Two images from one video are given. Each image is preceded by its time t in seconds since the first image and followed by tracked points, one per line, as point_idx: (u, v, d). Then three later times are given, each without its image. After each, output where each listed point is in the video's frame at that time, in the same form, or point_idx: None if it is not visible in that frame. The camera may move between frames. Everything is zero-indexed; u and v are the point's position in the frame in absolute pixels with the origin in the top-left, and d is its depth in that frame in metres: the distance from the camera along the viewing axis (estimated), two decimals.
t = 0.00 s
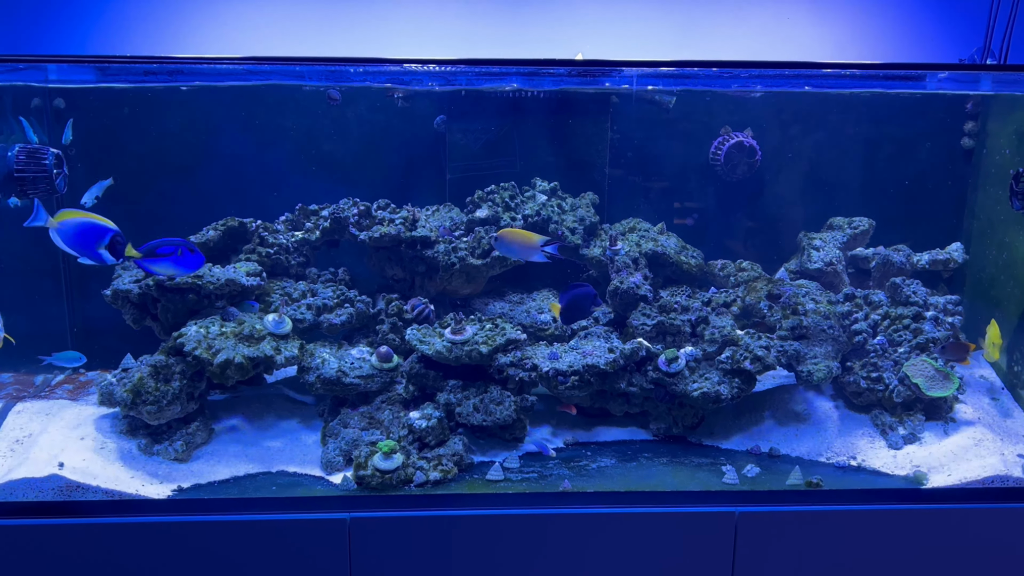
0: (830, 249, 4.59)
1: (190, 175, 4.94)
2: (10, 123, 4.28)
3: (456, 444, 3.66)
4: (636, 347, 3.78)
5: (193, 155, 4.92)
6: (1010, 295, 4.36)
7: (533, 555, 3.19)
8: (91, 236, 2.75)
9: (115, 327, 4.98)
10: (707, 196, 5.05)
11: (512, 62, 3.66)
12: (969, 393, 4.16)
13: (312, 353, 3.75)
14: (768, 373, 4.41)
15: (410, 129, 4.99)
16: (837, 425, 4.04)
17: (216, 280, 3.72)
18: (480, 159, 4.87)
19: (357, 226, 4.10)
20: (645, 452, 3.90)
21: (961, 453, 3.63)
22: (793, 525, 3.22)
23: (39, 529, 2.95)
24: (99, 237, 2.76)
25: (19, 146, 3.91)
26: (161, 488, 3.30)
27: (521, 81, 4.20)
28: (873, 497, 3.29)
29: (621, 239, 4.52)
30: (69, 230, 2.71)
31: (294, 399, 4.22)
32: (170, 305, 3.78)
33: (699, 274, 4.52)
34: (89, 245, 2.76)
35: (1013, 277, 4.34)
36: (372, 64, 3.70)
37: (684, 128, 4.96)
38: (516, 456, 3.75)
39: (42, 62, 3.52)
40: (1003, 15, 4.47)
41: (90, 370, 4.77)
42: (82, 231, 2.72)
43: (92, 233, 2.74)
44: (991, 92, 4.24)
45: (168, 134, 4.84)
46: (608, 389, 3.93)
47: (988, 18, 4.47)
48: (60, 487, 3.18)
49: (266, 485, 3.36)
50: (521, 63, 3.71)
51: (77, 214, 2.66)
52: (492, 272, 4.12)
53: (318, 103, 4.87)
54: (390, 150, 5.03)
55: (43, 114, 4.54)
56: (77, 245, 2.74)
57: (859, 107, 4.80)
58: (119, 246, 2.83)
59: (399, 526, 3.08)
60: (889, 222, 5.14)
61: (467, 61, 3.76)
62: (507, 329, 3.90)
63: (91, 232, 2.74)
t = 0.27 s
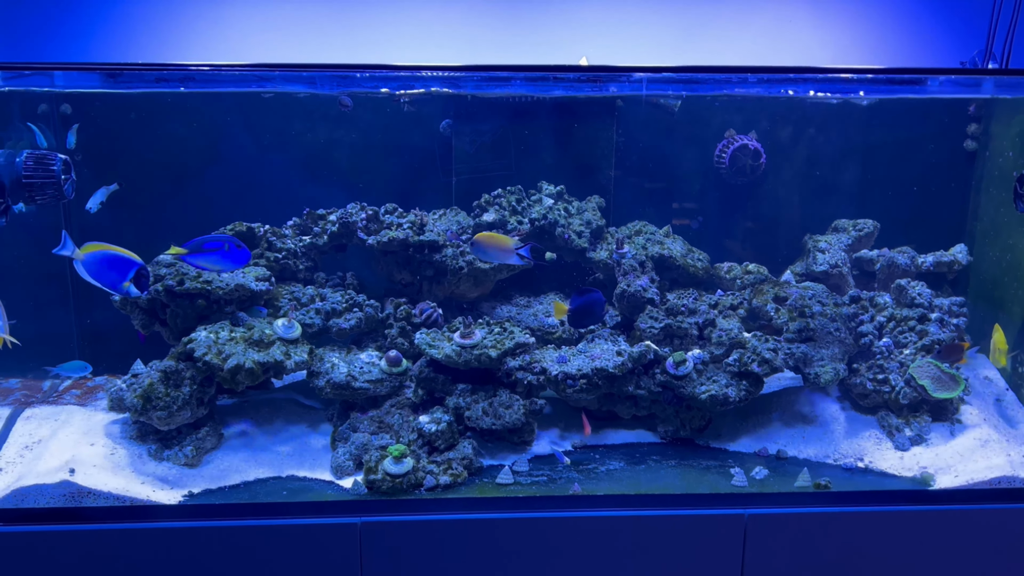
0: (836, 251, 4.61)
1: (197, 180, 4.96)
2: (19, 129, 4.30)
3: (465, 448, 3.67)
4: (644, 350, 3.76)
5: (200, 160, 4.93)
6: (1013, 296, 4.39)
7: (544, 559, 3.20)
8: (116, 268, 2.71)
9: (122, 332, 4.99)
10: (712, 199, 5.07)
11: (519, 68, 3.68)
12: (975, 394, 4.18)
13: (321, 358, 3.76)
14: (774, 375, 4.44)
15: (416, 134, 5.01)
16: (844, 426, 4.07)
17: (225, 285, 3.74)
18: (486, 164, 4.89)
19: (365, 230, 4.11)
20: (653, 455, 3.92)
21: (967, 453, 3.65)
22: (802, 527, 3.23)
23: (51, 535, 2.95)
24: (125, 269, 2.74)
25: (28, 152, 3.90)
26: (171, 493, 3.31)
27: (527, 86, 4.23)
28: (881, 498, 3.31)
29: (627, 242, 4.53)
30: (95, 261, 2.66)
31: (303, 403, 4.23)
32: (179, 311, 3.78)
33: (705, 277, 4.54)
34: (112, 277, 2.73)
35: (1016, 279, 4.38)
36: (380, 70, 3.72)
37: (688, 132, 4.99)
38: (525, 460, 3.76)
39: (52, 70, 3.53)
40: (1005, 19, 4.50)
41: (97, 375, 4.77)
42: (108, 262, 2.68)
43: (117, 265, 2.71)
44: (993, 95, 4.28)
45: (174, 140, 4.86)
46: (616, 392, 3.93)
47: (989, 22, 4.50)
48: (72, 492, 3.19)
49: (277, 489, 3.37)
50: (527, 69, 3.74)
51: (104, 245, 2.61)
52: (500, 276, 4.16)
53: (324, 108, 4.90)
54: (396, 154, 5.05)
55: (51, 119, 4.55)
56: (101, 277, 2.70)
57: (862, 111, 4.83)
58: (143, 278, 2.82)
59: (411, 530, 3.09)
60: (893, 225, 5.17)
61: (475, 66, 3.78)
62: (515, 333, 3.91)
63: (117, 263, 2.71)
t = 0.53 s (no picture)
0: (845, 247, 4.60)
1: (200, 180, 4.91)
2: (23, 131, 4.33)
3: (477, 448, 3.64)
4: (656, 348, 3.74)
5: (204, 159, 4.88)
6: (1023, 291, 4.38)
7: (559, 559, 3.16)
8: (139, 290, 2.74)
9: (126, 335, 4.94)
10: (720, 195, 5.05)
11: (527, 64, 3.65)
12: (985, 389, 4.20)
13: (330, 359, 3.74)
14: (784, 372, 4.43)
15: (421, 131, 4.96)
16: (856, 423, 4.06)
17: (233, 286, 3.71)
18: (492, 162, 4.87)
19: (373, 229, 4.07)
20: (665, 453, 3.90)
21: (981, 449, 3.64)
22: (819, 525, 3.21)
23: (60, 540, 2.91)
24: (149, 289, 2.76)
25: (30, 152, 3.85)
26: (181, 496, 3.27)
27: (535, 82, 4.21)
28: (896, 495, 3.29)
29: (636, 240, 4.49)
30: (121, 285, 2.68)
31: (312, 404, 4.20)
32: (186, 312, 3.72)
33: (715, 274, 4.51)
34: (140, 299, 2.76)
35: None
36: (387, 66, 3.68)
37: (695, 128, 4.97)
38: (537, 459, 3.74)
39: (55, 68, 3.49)
40: (1013, 11, 4.47)
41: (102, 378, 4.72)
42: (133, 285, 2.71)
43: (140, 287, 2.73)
44: (1000, 88, 4.27)
45: (177, 139, 4.81)
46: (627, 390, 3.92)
47: (998, 14, 4.46)
48: (81, 497, 3.15)
49: (288, 492, 3.34)
50: (536, 64, 3.71)
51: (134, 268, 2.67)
52: (510, 275, 4.17)
53: (329, 106, 4.86)
54: (402, 153, 4.99)
55: (53, 120, 4.56)
56: (126, 301, 2.72)
57: (869, 105, 4.83)
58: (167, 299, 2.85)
59: (425, 531, 3.06)
60: (901, 220, 5.15)
61: (483, 62, 3.76)
62: (526, 332, 3.88)
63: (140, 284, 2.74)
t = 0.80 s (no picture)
0: (855, 243, 4.57)
1: (202, 180, 4.85)
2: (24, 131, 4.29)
3: (489, 449, 3.61)
4: (668, 347, 3.71)
5: (208, 159, 4.83)
6: None
7: (574, 561, 3.13)
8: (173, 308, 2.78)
9: (129, 337, 4.88)
10: (728, 192, 5.02)
11: (535, 60, 3.62)
12: (996, 384, 4.21)
13: (340, 360, 3.70)
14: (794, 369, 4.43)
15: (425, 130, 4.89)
16: (868, 420, 4.04)
17: (241, 287, 3.68)
18: (499, 160, 4.83)
19: (381, 229, 4.07)
20: (678, 452, 3.88)
21: (994, 444, 3.63)
22: (835, 522, 3.19)
23: (70, 548, 2.86)
24: (183, 307, 2.79)
25: (31, 153, 3.80)
26: (192, 502, 3.23)
27: (542, 78, 4.18)
28: (911, 491, 3.27)
29: (646, 237, 4.46)
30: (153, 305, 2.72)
31: (321, 407, 4.15)
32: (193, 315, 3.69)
33: (725, 271, 4.48)
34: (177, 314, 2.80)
35: None
36: (393, 64, 3.64)
37: (701, 124, 4.94)
38: (550, 460, 3.71)
39: (53, 69, 3.44)
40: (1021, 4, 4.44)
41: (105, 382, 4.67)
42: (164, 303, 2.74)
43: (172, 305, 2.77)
44: (1008, 82, 4.26)
45: (179, 139, 4.76)
46: (639, 389, 3.90)
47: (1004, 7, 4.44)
48: (90, 504, 3.10)
49: (299, 495, 3.30)
50: (543, 61, 3.68)
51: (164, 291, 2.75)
52: (519, 274, 4.07)
53: (332, 104, 4.81)
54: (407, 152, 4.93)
55: (53, 120, 4.51)
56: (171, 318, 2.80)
57: (876, 101, 4.82)
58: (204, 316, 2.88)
59: (440, 534, 3.04)
60: (909, 215, 5.13)
61: (491, 59, 3.72)
62: (537, 331, 3.85)
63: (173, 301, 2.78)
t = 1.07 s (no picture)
0: (860, 233, 4.53)
1: (200, 175, 4.78)
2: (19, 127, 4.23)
3: (496, 444, 3.58)
4: (674, 340, 3.70)
5: (207, 154, 4.77)
6: None
7: (583, 555, 3.12)
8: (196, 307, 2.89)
9: (128, 335, 4.82)
10: (731, 183, 4.98)
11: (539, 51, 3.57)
12: (1002, 374, 4.22)
13: (344, 356, 3.66)
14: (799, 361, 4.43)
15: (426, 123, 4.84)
16: (874, 411, 4.04)
17: (243, 284, 3.60)
18: (502, 154, 4.79)
19: (384, 224, 4.02)
20: (684, 445, 3.87)
21: (1002, 434, 3.62)
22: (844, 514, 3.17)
23: (74, 548, 2.83)
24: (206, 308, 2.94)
25: (27, 149, 3.74)
26: (196, 501, 3.20)
27: (543, 70, 4.14)
28: (920, 481, 3.26)
29: (650, 229, 4.43)
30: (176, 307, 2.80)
31: (324, 403, 4.10)
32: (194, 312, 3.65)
33: (729, 263, 4.45)
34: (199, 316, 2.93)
35: None
36: (394, 55, 3.59)
37: (704, 116, 4.91)
38: (556, 454, 3.69)
39: (47, 62, 3.38)
40: None
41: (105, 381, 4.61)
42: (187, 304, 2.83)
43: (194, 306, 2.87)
44: (1012, 70, 4.23)
45: (176, 134, 4.69)
46: (645, 382, 3.88)
47: None
48: (93, 504, 3.06)
49: (305, 493, 3.27)
50: (546, 52, 3.63)
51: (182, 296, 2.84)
52: (523, 267, 4.03)
53: (332, 98, 4.76)
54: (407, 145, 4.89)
55: (48, 115, 4.45)
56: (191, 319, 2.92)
57: (880, 90, 4.79)
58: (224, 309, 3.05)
59: (448, 530, 3.01)
60: (913, 206, 5.12)
61: (493, 50, 3.66)
62: (543, 326, 3.84)
63: (196, 301, 2.87)
